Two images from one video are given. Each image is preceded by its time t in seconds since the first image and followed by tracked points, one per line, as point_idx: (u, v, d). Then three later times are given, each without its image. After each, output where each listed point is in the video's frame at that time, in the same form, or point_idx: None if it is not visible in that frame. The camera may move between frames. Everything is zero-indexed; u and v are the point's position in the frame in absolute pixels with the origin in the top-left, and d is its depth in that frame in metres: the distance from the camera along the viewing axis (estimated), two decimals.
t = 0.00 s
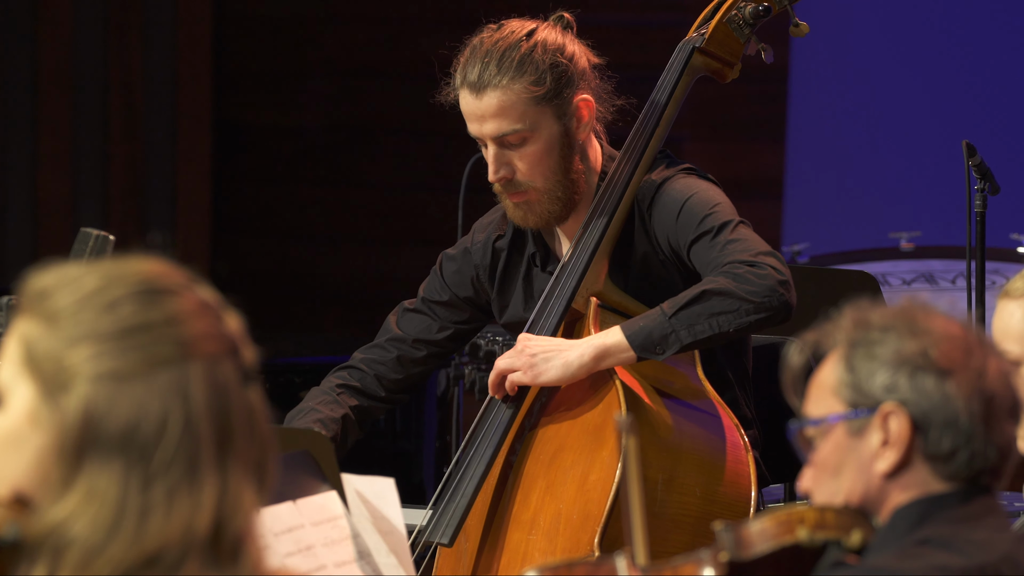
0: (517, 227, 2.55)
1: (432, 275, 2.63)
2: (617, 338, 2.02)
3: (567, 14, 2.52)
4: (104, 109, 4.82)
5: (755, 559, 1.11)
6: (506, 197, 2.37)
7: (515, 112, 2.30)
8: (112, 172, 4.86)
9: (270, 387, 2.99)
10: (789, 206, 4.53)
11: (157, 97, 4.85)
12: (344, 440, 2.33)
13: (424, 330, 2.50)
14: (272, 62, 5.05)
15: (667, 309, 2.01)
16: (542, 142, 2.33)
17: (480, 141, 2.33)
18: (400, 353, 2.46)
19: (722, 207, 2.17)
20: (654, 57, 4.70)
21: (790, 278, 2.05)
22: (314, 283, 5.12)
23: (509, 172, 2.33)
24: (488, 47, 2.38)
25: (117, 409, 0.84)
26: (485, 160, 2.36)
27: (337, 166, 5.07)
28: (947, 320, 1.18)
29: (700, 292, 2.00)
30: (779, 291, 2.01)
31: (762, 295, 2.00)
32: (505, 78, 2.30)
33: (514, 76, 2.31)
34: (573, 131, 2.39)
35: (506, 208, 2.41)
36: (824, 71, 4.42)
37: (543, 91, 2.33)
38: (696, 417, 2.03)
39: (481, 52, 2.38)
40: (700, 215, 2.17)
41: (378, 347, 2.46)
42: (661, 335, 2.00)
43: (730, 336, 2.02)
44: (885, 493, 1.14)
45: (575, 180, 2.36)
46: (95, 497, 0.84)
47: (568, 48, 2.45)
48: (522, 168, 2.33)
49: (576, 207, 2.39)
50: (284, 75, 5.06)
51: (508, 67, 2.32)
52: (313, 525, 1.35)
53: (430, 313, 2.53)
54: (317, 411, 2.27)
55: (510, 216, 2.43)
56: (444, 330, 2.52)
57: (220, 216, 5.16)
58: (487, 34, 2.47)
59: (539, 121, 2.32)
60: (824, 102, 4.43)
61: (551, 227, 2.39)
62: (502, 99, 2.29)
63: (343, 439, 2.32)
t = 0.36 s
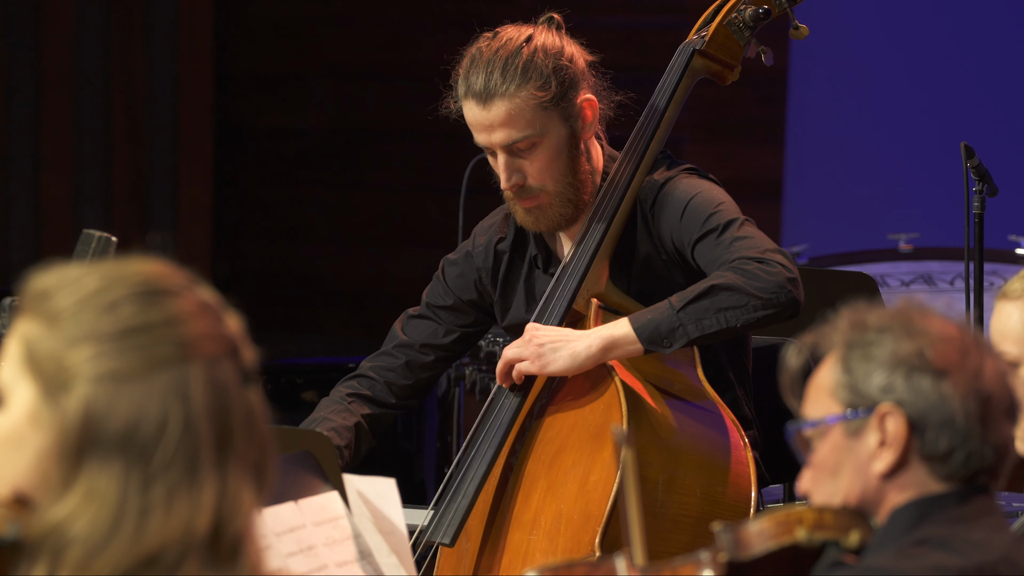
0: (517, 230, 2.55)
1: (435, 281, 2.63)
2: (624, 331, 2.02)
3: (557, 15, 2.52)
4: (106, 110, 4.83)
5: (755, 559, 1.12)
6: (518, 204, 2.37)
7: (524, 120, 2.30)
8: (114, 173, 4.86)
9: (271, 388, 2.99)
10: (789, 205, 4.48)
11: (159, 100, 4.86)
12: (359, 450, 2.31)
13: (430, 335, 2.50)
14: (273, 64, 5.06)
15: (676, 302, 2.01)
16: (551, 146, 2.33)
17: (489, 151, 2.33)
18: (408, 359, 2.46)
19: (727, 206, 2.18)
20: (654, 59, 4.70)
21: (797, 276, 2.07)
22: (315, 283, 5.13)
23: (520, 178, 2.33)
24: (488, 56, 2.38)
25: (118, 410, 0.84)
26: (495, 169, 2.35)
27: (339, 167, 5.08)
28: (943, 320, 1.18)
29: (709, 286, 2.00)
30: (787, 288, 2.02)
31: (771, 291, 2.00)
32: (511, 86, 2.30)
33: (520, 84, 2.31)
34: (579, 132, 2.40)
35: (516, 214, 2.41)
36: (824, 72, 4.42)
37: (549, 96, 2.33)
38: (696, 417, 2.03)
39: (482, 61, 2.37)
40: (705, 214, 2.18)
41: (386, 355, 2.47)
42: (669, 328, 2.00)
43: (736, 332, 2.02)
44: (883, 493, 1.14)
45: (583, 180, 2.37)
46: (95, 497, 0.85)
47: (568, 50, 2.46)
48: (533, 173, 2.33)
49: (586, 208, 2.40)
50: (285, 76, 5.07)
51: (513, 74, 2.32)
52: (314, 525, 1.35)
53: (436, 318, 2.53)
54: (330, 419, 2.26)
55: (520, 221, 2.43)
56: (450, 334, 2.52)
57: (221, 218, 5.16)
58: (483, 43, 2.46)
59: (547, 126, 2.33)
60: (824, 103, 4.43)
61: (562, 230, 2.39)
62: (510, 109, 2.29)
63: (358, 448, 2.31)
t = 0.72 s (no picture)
0: (518, 231, 2.56)
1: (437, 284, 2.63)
2: (629, 325, 2.03)
3: (576, 18, 2.52)
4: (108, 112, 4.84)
5: (754, 559, 1.12)
6: (510, 196, 2.37)
7: (524, 108, 2.30)
8: (116, 175, 4.87)
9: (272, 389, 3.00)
10: (788, 207, 4.53)
11: (161, 101, 4.87)
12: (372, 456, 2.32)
13: (437, 338, 2.50)
14: (275, 66, 5.06)
15: (682, 298, 2.02)
16: (548, 141, 2.34)
17: (487, 136, 2.34)
18: (416, 363, 2.46)
19: (730, 207, 2.18)
20: (655, 61, 4.70)
21: (803, 275, 2.07)
22: (315, 284, 5.14)
23: (513, 170, 2.34)
24: (498, 47, 2.39)
25: (118, 411, 0.85)
26: (490, 157, 2.36)
27: (339, 169, 5.08)
28: (941, 322, 1.19)
29: (715, 283, 2.01)
30: (792, 287, 2.02)
31: (776, 290, 2.01)
32: (515, 76, 2.31)
33: (523, 76, 2.32)
34: (579, 133, 2.40)
35: (509, 208, 2.41)
36: (824, 74, 4.43)
37: (553, 90, 2.34)
38: (694, 419, 2.03)
39: (491, 52, 2.38)
40: (708, 214, 2.18)
41: (394, 360, 2.47)
42: (674, 324, 2.01)
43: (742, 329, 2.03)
44: (880, 493, 1.15)
45: (577, 182, 2.36)
46: (95, 498, 0.85)
47: (577, 51, 2.46)
48: (528, 167, 2.33)
49: (578, 208, 2.39)
50: (286, 79, 5.07)
51: (518, 66, 2.33)
52: (315, 526, 1.36)
53: (441, 321, 2.53)
54: (343, 425, 2.27)
55: (512, 216, 2.43)
56: (456, 336, 2.52)
57: (223, 219, 5.18)
58: (497, 34, 2.48)
59: (547, 120, 2.33)
60: (824, 104, 4.43)
61: (553, 228, 2.39)
62: (512, 97, 2.30)
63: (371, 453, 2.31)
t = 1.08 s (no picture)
0: (520, 232, 2.56)
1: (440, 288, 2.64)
2: (635, 320, 2.03)
3: (578, 21, 2.53)
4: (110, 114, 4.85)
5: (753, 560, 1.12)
6: (511, 199, 2.38)
7: (524, 113, 2.31)
8: (118, 177, 4.88)
9: (273, 390, 3.00)
10: (787, 208, 4.54)
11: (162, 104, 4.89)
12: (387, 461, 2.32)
13: (443, 341, 2.50)
14: (276, 69, 5.07)
15: (688, 295, 2.02)
16: (549, 145, 2.34)
17: (488, 141, 2.35)
18: (424, 367, 2.46)
19: (734, 207, 2.19)
20: (655, 63, 4.71)
21: (809, 276, 2.07)
22: (316, 285, 5.15)
23: (514, 173, 2.35)
24: (499, 51, 2.39)
25: (114, 412, 0.85)
26: (492, 161, 2.36)
27: (339, 170, 5.09)
28: (939, 323, 1.19)
29: (722, 281, 2.01)
30: (799, 288, 2.03)
31: (783, 289, 2.01)
32: (515, 81, 2.32)
33: (524, 80, 2.33)
34: (580, 135, 2.41)
35: (510, 210, 2.41)
36: (824, 76, 4.43)
37: (553, 94, 2.34)
38: (694, 419, 2.03)
39: (492, 56, 2.39)
40: (712, 214, 2.19)
41: (401, 365, 2.46)
42: (680, 321, 2.01)
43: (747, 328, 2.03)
44: (878, 493, 1.15)
45: (578, 184, 2.36)
46: (92, 498, 0.86)
47: (577, 54, 2.47)
48: (529, 170, 2.33)
49: (579, 210, 2.40)
50: (287, 81, 5.08)
51: (519, 70, 2.34)
52: (316, 526, 1.37)
53: (446, 325, 2.53)
54: (356, 432, 2.27)
55: (514, 218, 2.43)
56: (462, 338, 2.52)
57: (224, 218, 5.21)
58: (498, 38, 2.48)
59: (547, 124, 2.34)
60: (824, 106, 4.44)
61: (554, 230, 2.40)
62: (512, 101, 2.30)
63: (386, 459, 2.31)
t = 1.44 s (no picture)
0: (520, 235, 2.57)
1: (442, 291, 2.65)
2: (643, 316, 2.04)
3: (559, 22, 2.51)
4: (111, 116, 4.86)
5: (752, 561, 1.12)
6: (522, 211, 2.39)
7: (528, 128, 2.31)
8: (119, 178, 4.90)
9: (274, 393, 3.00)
10: (785, 210, 4.55)
11: (163, 106, 4.90)
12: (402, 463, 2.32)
13: (448, 344, 2.50)
14: (276, 72, 5.08)
15: (696, 295, 2.03)
16: (555, 153, 2.35)
17: (494, 159, 2.36)
18: (431, 370, 2.46)
19: (738, 210, 2.19)
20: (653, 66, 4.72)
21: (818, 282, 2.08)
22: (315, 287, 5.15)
23: (524, 186, 2.35)
24: (492, 65, 2.39)
25: (115, 412, 0.85)
26: (500, 176, 2.37)
27: (338, 172, 5.09)
28: (938, 325, 1.19)
29: (731, 282, 2.02)
30: (807, 293, 2.03)
31: (791, 294, 2.01)
32: (515, 95, 2.32)
33: (523, 93, 2.33)
34: (582, 140, 2.41)
35: (521, 220, 2.42)
36: (823, 78, 4.44)
37: (552, 104, 2.34)
38: (693, 420, 2.04)
39: (486, 70, 2.39)
40: (717, 216, 2.19)
41: (408, 370, 2.47)
42: (687, 320, 2.02)
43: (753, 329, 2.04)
44: (876, 494, 1.16)
45: (586, 188, 2.37)
46: (93, 498, 0.86)
47: (570, 58, 2.47)
48: (537, 180, 2.34)
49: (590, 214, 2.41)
50: (287, 83, 5.09)
51: (516, 83, 2.34)
52: (317, 526, 1.37)
53: (450, 328, 2.54)
54: (371, 435, 2.27)
55: (524, 227, 2.44)
56: (467, 340, 2.52)
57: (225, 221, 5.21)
58: (489, 51, 2.48)
59: (550, 134, 2.34)
60: (822, 108, 4.45)
61: (567, 235, 2.41)
62: (515, 118, 2.31)
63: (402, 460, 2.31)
